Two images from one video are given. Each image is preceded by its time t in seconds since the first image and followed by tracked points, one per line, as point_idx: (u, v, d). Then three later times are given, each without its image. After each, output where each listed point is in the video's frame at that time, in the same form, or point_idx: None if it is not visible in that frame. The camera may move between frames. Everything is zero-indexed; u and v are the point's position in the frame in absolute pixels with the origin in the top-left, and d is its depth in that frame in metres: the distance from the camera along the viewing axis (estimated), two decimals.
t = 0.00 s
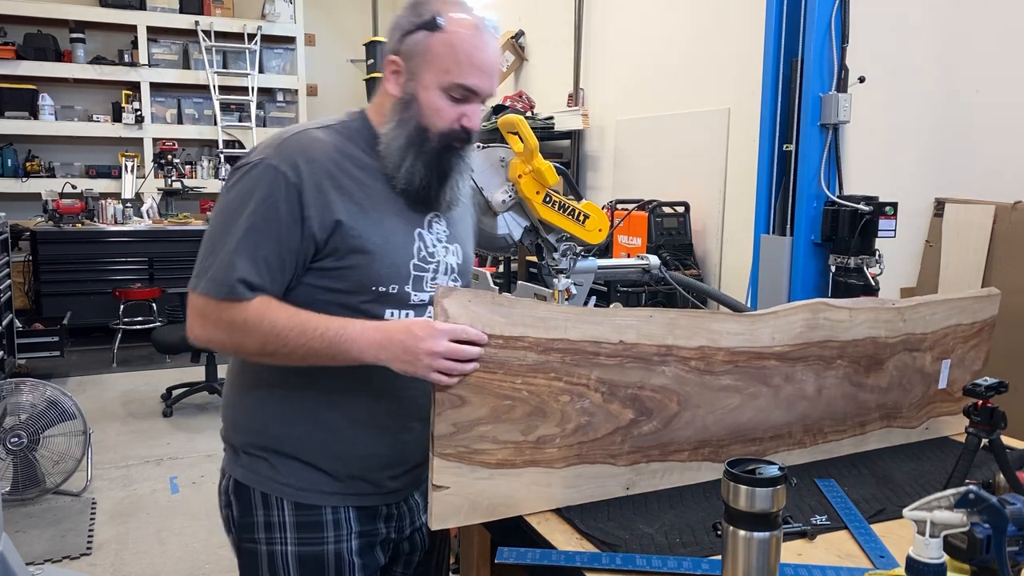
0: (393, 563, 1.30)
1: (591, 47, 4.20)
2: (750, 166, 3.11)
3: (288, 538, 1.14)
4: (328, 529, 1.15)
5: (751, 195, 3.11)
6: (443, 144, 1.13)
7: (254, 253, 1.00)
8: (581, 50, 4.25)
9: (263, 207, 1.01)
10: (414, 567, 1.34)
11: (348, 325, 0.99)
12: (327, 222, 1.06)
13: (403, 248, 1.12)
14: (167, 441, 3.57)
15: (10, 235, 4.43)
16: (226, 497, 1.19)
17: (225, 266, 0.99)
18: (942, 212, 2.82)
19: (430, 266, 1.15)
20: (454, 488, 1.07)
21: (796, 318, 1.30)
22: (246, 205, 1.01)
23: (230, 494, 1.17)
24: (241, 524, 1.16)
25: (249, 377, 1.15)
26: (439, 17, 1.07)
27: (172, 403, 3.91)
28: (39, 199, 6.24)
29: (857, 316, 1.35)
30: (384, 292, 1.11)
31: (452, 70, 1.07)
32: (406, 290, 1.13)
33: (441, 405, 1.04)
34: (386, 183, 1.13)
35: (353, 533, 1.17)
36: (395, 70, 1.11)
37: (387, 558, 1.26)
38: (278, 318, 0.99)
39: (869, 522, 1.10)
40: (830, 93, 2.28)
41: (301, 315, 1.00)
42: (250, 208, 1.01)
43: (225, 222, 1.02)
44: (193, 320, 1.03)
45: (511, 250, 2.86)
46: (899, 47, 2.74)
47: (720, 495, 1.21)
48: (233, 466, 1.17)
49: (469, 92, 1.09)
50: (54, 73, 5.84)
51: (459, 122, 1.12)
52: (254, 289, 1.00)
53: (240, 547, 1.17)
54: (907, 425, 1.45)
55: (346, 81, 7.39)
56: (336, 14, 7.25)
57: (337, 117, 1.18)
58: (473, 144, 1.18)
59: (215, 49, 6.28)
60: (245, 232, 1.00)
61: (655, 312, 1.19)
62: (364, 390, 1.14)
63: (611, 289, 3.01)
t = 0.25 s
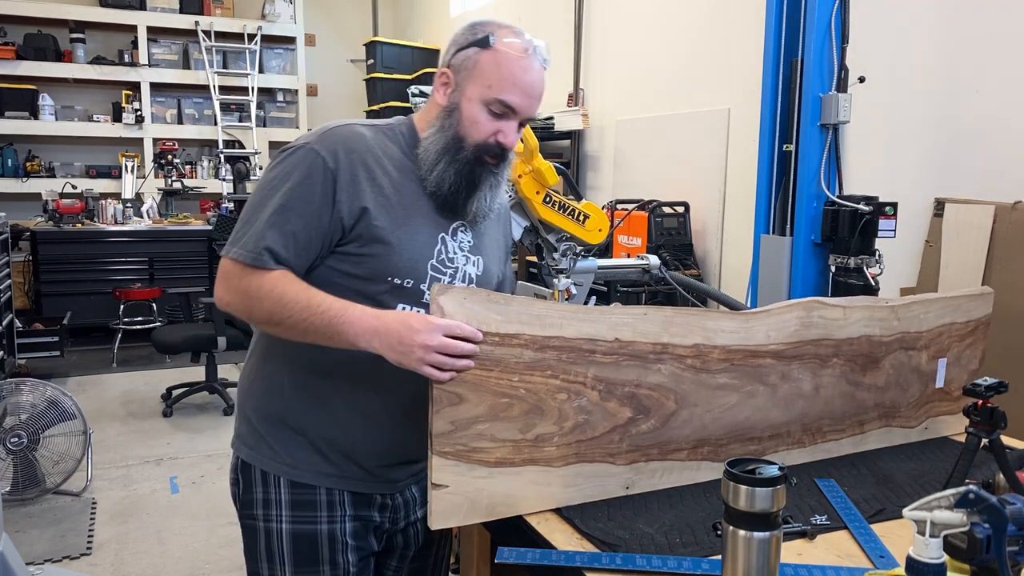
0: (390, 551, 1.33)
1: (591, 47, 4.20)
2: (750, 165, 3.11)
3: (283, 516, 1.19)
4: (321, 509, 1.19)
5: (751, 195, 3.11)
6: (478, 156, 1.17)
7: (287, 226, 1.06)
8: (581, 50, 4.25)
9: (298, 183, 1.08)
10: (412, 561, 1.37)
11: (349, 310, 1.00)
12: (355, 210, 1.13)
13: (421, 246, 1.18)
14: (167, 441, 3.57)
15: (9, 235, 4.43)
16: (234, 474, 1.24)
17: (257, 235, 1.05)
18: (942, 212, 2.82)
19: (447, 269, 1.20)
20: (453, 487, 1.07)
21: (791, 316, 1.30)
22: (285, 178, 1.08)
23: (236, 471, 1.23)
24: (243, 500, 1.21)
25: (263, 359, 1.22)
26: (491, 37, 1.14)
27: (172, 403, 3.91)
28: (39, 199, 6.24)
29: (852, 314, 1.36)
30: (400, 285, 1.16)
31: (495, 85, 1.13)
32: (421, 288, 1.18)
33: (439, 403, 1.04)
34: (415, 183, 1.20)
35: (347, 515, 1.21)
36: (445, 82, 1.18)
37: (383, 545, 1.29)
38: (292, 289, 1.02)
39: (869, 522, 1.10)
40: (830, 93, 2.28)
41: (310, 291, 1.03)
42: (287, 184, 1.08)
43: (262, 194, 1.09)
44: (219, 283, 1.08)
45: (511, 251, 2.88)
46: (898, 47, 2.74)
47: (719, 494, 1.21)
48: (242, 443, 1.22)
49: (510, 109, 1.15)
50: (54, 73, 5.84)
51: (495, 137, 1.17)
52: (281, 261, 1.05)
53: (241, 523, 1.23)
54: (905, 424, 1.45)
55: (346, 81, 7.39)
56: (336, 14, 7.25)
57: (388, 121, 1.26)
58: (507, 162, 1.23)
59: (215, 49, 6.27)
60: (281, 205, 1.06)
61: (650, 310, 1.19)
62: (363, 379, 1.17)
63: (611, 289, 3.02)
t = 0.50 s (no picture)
0: (392, 548, 1.33)
1: (591, 48, 4.20)
2: (749, 165, 3.12)
3: (287, 506, 1.20)
4: (325, 501, 1.20)
5: (751, 194, 3.11)
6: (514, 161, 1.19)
7: (301, 217, 1.08)
8: (581, 50, 4.25)
9: (313, 176, 1.10)
10: (415, 559, 1.36)
11: (352, 301, 1.01)
12: (367, 205, 1.14)
13: (430, 242, 1.18)
14: (167, 441, 3.57)
15: (10, 235, 4.43)
16: (240, 462, 1.26)
17: (272, 225, 1.06)
18: (942, 212, 2.81)
19: (457, 267, 1.21)
20: (453, 487, 1.07)
21: (791, 316, 1.30)
22: (301, 170, 1.10)
23: (243, 459, 1.25)
24: (248, 488, 1.23)
25: (274, 351, 1.23)
26: (515, 43, 1.14)
27: (172, 403, 3.91)
28: (39, 199, 6.24)
29: (852, 315, 1.36)
30: (410, 280, 1.18)
31: (528, 91, 1.14)
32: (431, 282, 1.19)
33: (439, 403, 1.04)
34: (430, 180, 1.21)
35: (349, 509, 1.22)
36: (470, 91, 1.17)
37: (385, 542, 1.30)
38: (300, 280, 1.04)
39: (869, 522, 1.10)
40: (830, 93, 2.27)
41: (318, 283, 1.04)
42: (302, 175, 1.10)
43: (279, 184, 1.11)
44: (235, 269, 1.10)
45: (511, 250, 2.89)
46: (898, 47, 2.74)
47: (720, 495, 1.21)
48: (249, 430, 1.24)
49: (541, 112, 1.17)
50: (54, 73, 5.84)
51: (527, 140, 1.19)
52: (293, 252, 1.07)
53: (246, 511, 1.24)
54: (905, 424, 1.45)
55: (345, 81, 7.39)
56: (336, 14, 7.25)
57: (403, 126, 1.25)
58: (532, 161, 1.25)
59: (215, 49, 6.27)
60: (297, 195, 1.08)
61: (650, 310, 1.19)
62: (371, 377, 1.18)
63: (611, 289, 3.02)
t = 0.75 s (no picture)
0: (390, 549, 1.33)
1: (591, 48, 4.19)
2: (750, 165, 3.11)
3: (285, 504, 1.20)
4: (323, 501, 1.20)
5: (750, 194, 3.11)
6: (518, 157, 1.22)
7: (304, 218, 1.08)
8: (581, 50, 4.25)
9: (315, 176, 1.10)
10: (415, 558, 1.36)
11: (352, 302, 1.01)
12: (370, 205, 1.14)
13: (434, 241, 1.19)
14: (167, 441, 3.57)
15: (10, 235, 4.43)
16: (240, 458, 1.26)
17: (274, 226, 1.07)
18: (942, 212, 2.81)
19: (461, 265, 1.21)
20: (453, 487, 1.07)
21: (790, 316, 1.30)
22: (303, 171, 1.10)
23: (242, 455, 1.25)
24: (247, 483, 1.23)
25: (276, 349, 1.23)
26: (518, 42, 1.18)
27: (172, 403, 3.91)
28: (39, 199, 6.24)
29: (852, 314, 1.36)
30: (416, 278, 1.18)
31: (532, 87, 1.17)
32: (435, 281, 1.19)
33: (439, 402, 1.04)
34: (434, 179, 1.21)
35: (348, 509, 1.22)
36: (475, 90, 1.19)
37: (383, 543, 1.29)
38: (302, 280, 1.04)
39: (869, 522, 1.10)
40: (830, 93, 2.27)
41: (321, 283, 1.04)
42: (305, 176, 1.10)
43: (282, 185, 1.11)
44: (237, 270, 1.10)
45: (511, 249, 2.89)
46: (898, 47, 2.74)
47: (719, 495, 1.21)
48: (250, 427, 1.24)
49: (544, 107, 1.20)
50: (54, 73, 5.84)
51: (531, 136, 1.22)
52: (294, 252, 1.07)
53: (244, 506, 1.25)
54: (905, 424, 1.45)
55: (345, 81, 7.39)
56: (335, 14, 7.25)
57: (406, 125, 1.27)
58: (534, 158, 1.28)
59: (215, 49, 6.27)
60: (300, 196, 1.09)
61: (649, 310, 1.19)
62: (373, 379, 1.18)
63: (611, 289, 3.02)
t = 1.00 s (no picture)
0: (392, 548, 1.33)
1: (591, 48, 4.19)
2: (750, 165, 3.11)
3: (287, 502, 1.21)
4: (325, 500, 1.20)
5: (751, 194, 3.11)
6: (516, 151, 1.21)
7: (304, 222, 1.08)
8: (581, 51, 4.25)
9: (314, 179, 1.10)
10: (416, 558, 1.36)
11: (353, 303, 1.01)
12: (369, 205, 1.14)
13: (434, 239, 1.19)
14: (167, 441, 3.57)
15: (10, 235, 4.43)
16: (242, 457, 1.27)
17: (274, 228, 1.07)
18: (942, 212, 2.81)
19: (462, 263, 1.21)
20: (453, 487, 1.07)
21: (792, 316, 1.30)
22: (302, 174, 1.10)
23: (245, 454, 1.25)
24: (249, 481, 1.23)
25: (278, 350, 1.24)
26: (512, 36, 1.18)
27: (172, 403, 3.91)
28: (39, 199, 6.24)
29: (853, 315, 1.36)
30: (418, 278, 1.18)
31: (527, 81, 1.17)
32: (437, 280, 1.19)
33: (440, 403, 1.04)
34: (434, 177, 1.21)
35: (350, 509, 1.22)
36: (470, 85, 1.20)
37: (385, 543, 1.29)
38: (302, 282, 1.04)
39: (869, 522, 1.10)
40: (830, 93, 2.28)
41: (321, 285, 1.04)
42: (303, 179, 1.10)
43: (281, 189, 1.11)
44: (239, 275, 1.11)
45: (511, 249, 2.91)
46: (898, 48, 2.74)
47: (719, 495, 1.21)
48: (252, 427, 1.24)
49: (540, 101, 1.20)
50: (54, 73, 5.84)
51: (529, 130, 1.21)
52: (295, 255, 1.07)
53: (245, 505, 1.25)
54: (906, 424, 1.45)
55: (346, 81, 7.39)
56: (335, 14, 7.25)
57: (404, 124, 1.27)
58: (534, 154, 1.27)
59: (215, 49, 6.27)
60: (299, 198, 1.09)
61: (650, 311, 1.19)
62: (375, 379, 1.18)
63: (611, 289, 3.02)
